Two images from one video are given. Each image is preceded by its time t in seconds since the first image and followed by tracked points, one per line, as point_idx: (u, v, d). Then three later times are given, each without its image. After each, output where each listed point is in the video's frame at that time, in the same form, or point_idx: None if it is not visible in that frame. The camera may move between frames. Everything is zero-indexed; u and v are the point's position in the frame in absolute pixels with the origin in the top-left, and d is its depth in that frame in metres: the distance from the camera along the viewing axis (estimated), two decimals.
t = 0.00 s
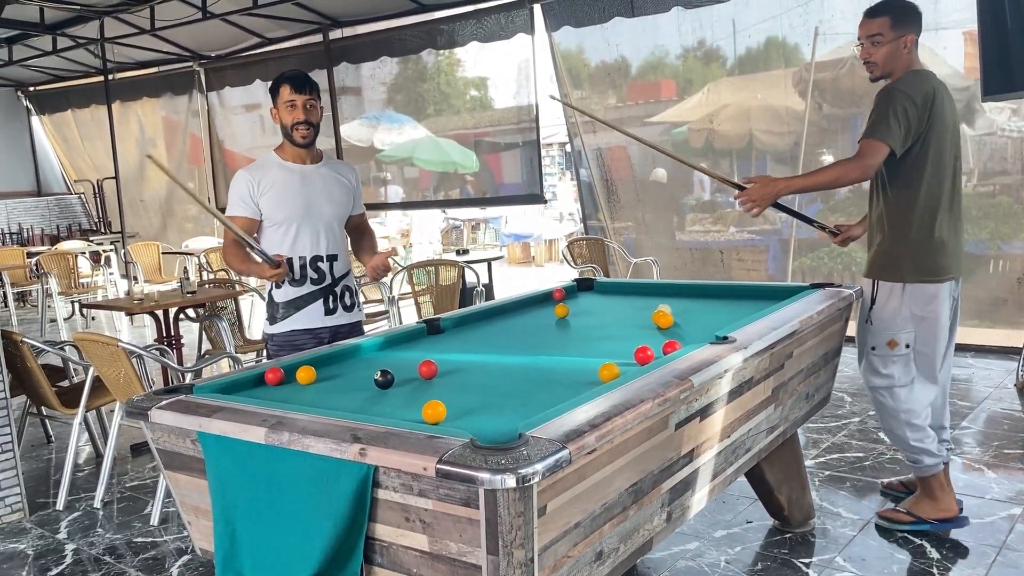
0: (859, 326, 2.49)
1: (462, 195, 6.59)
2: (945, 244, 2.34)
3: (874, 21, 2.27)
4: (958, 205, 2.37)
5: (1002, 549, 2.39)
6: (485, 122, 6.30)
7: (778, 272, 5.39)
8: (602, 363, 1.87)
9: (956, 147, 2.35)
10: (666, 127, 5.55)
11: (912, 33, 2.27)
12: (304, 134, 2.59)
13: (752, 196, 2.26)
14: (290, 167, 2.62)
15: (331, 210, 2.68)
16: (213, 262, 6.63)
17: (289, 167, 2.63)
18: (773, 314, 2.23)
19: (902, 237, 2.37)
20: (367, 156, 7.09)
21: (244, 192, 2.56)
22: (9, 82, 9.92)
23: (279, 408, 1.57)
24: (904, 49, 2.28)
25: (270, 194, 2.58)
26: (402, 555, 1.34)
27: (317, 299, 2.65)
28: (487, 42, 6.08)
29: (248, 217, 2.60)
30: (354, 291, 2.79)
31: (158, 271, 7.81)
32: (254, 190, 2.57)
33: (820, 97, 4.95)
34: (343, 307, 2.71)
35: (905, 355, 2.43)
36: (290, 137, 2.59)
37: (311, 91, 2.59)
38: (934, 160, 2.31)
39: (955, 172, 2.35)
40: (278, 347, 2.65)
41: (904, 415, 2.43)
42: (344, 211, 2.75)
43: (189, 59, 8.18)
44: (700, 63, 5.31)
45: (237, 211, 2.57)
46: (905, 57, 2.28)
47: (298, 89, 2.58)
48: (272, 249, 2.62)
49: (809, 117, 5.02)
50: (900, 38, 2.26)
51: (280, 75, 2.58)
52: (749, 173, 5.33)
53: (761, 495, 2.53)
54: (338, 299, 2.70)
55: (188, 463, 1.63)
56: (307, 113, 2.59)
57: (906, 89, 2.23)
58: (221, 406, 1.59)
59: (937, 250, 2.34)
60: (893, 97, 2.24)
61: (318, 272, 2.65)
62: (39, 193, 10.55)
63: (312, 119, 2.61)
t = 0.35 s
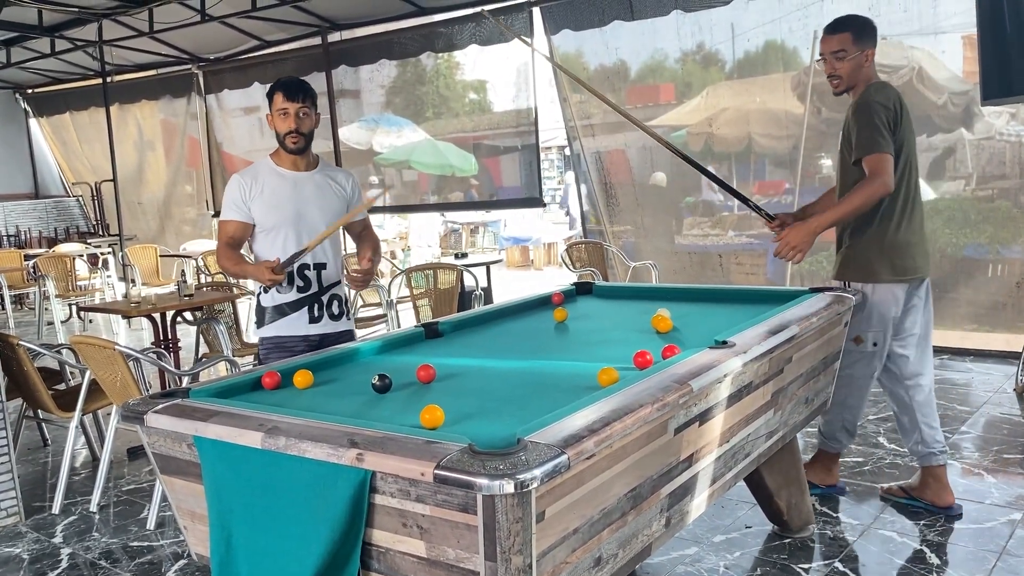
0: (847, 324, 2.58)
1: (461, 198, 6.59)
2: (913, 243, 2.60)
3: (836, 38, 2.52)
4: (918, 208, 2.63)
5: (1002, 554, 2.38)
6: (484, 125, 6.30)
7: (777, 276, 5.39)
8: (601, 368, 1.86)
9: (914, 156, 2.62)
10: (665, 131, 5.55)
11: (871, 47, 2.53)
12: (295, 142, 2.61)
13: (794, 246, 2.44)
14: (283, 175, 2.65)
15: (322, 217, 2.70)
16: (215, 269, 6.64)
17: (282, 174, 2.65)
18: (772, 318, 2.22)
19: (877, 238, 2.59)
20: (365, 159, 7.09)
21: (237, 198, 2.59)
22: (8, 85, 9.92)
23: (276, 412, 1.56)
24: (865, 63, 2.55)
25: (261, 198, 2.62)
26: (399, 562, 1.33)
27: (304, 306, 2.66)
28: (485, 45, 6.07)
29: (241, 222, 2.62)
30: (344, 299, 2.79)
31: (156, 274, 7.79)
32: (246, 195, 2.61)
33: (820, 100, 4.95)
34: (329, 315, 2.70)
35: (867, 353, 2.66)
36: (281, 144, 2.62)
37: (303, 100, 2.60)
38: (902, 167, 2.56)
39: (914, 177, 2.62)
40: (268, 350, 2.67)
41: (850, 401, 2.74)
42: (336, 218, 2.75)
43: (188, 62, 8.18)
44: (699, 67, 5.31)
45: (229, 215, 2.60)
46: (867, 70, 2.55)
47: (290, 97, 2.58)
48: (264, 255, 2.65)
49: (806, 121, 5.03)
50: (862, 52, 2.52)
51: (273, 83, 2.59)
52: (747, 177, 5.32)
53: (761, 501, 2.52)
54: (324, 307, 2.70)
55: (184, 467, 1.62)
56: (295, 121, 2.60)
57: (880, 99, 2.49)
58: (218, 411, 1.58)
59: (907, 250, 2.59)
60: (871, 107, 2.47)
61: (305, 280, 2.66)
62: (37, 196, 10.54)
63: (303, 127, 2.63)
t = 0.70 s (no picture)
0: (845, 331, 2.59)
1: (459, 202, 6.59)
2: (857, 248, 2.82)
3: (800, 45, 2.69)
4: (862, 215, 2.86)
5: (1001, 559, 2.38)
6: (482, 129, 6.31)
7: (775, 280, 5.39)
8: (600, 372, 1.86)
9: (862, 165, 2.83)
10: (664, 134, 5.55)
11: (832, 57, 2.71)
12: (251, 149, 2.56)
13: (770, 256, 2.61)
14: (244, 182, 2.58)
15: (287, 223, 2.63)
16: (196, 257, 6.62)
17: (242, 181, 2.59)
18: (769, 323, 2.22)
19: (829, 242, 2.79)
20: (363, 163, 7.09)
21: (198, 209, 2.54)
22: (5, 88, 9.91)
23: (273, 417, 1.56)
24: (825, 71, 2.73)
25: (224, 209, 2.55)
26: (397, 567, 1.32)
27: (272, 315, 2.61)
28: (483, 49, 6.08)
29: (206, 234, 2.57)
30: (315, 305, 2.73)
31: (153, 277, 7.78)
32: (208, 207, 2.54)
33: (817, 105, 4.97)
34: (300, 322, 2.66)
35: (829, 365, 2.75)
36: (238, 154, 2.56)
37: (255, 105, 2.57)
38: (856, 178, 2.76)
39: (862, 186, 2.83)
40: (237, 360, 2.62)
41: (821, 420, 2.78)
42: (303, 224, 2.68)
43: (186, 65, 8.18)
44: (698, 72, 5.31)
45: (193, 228, 2.55)
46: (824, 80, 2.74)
47: (240, 105, 2.56)
48: (228, 266, 2.59)
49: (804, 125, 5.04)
50: (823, 61, 2.70)
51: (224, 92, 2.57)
52: (745, 181, 5.33)
53: (759, 505, 2.52)
54: (295, 314, 2.65)
55: (182, 472, 1.61)
56: (248, 129, 2.55)
57: (847, 110, 2.66)
58: (215, 416, 1.58)
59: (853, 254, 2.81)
60: (839, 118, 2.66)
61: (273, 288, 2.61)
62: (34, 199, 10.54)
63: (256, 134, 2.57)
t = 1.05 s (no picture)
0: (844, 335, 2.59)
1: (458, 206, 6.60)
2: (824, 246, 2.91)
3: (751, 52, 2.73)
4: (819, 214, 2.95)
5: (1001, 563, 2.37)
6: (482, 132, 6.31)
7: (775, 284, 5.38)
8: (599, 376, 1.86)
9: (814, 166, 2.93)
10: (664, 138, 5.55)
11: (781, 64, 2.78)
12: (209, 155, 2.51)
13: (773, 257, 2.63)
14: (204, 188, 2.54)
15: (252, 230, 2.59)
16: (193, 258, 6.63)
17: (204, 188, 2.55)
18: (767, 326, 2.22)
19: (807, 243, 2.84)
20: (362, 167, 7.10)
21: (158, 218, 2.50)
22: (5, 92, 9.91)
23: (272, 420, 1.55)
24: (774, 77, 2.78)
25: (185, 217, 2.51)
26: (396, 570, 1.32)
27: (238, 322, 2.59)
28: (483, 53, 6.09)
29: (168, 242, 2.54)
30: (281, 309, 2.71)
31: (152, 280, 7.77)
32: (169, 216, 2.51)
33: (816, 109, 4.98)
34: (267, 327, 2.64)
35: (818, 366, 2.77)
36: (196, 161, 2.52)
37: (209, 110, 2.52)
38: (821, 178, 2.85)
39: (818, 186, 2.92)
40: (204, 369, 2.59)
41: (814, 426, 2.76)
42: (268, 228, 2.64)
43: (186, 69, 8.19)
44: (697, 76, 5.32)
45: (154, 237, 2.52)
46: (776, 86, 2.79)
47: (194, 111, 2.51)
48: (192, 274, 2.56)
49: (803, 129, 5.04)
50: (774, 68, 2.76)
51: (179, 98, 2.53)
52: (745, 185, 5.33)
53: (758, 509, 2.51)
54: (261, 320, 2.63)
55: (181, 476, 1.61)
56: (205, 134, 2.51)
57: (808, 112, 2.74)
58: (214, 419, 1.58)
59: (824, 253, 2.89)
60: (807, 121, 2.72)
61: (238, 295, 2.58)
62: (33, 203, 10.54)
63: (213, 139, 2.52)
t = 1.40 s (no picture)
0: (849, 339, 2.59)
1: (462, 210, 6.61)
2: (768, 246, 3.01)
3: (686, 62, 2.85)
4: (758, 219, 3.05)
5: (1006, 568, 2.37)
6: (486, 137, 6.33)
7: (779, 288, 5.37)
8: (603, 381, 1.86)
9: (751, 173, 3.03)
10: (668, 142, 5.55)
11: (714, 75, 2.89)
12: (212, 163, 2.52)
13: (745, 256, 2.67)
14: (208, 194, 2.56)
15: (254, 235, 2.60)
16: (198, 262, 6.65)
17: (208, 194, 2.57)
18: (771, 331, 2.22)
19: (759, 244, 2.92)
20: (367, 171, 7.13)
21: (164, 223, 2.54)
22: (11, 97, 9.96)
23: (276, 425, 1.56)
24: (707, 87, 2.89)
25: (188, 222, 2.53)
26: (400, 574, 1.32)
27: (243, 325, 2.59)
28: (487, 58, 6.10)
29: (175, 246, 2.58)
30: (288, 313, 2.71)
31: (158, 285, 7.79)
32: (174, 220, 2.54)
33: (820, 114, 4.97)
34: (272, 331, 2.64)
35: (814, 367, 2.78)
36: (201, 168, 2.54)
37: (220, 119, 2.52)
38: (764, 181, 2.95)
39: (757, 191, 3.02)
40: (209, 371, 2.59)
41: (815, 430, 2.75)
42: (270, 234, 2.64)
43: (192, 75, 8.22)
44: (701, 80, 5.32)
45: (161, 241, 2.57)
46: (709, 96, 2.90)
47: (204, 117, 2.51)
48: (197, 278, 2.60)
49: (807, 133, 5.03)
50: (707, 78, 2.87)
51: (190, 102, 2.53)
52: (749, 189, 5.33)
53: (763, 513, 2.51)
54: (266, 324, 2.63)
55: (186, 480, 1.62)
56: (210, 142, 2.51)
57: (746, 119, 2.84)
58: (219, 424, 1.58)
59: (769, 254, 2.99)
60: (749, 127, 2.82)
61: (241, 299, 2.59)
62: (39, 208, 10.59)
63: (218, 147, 2.53)
